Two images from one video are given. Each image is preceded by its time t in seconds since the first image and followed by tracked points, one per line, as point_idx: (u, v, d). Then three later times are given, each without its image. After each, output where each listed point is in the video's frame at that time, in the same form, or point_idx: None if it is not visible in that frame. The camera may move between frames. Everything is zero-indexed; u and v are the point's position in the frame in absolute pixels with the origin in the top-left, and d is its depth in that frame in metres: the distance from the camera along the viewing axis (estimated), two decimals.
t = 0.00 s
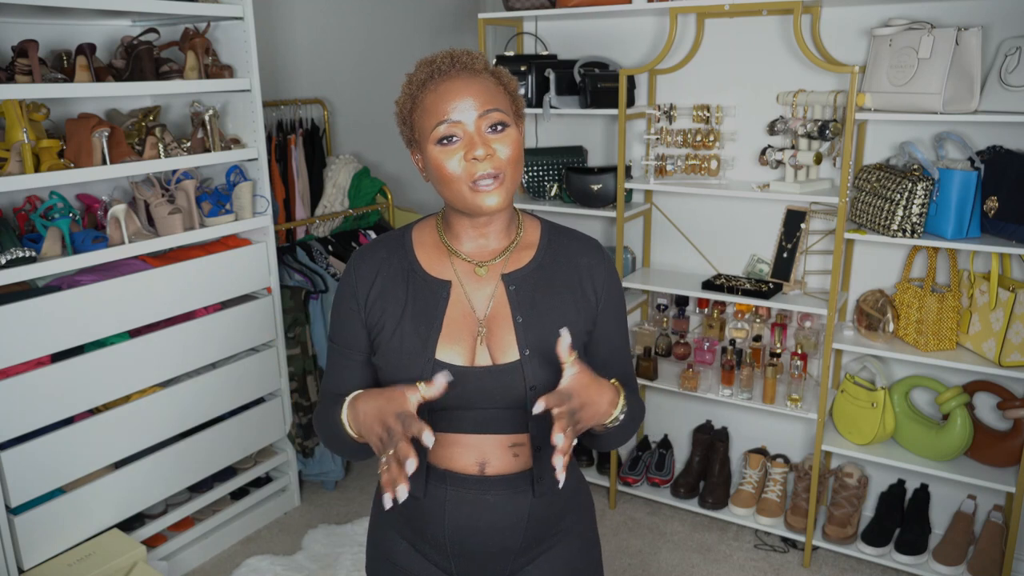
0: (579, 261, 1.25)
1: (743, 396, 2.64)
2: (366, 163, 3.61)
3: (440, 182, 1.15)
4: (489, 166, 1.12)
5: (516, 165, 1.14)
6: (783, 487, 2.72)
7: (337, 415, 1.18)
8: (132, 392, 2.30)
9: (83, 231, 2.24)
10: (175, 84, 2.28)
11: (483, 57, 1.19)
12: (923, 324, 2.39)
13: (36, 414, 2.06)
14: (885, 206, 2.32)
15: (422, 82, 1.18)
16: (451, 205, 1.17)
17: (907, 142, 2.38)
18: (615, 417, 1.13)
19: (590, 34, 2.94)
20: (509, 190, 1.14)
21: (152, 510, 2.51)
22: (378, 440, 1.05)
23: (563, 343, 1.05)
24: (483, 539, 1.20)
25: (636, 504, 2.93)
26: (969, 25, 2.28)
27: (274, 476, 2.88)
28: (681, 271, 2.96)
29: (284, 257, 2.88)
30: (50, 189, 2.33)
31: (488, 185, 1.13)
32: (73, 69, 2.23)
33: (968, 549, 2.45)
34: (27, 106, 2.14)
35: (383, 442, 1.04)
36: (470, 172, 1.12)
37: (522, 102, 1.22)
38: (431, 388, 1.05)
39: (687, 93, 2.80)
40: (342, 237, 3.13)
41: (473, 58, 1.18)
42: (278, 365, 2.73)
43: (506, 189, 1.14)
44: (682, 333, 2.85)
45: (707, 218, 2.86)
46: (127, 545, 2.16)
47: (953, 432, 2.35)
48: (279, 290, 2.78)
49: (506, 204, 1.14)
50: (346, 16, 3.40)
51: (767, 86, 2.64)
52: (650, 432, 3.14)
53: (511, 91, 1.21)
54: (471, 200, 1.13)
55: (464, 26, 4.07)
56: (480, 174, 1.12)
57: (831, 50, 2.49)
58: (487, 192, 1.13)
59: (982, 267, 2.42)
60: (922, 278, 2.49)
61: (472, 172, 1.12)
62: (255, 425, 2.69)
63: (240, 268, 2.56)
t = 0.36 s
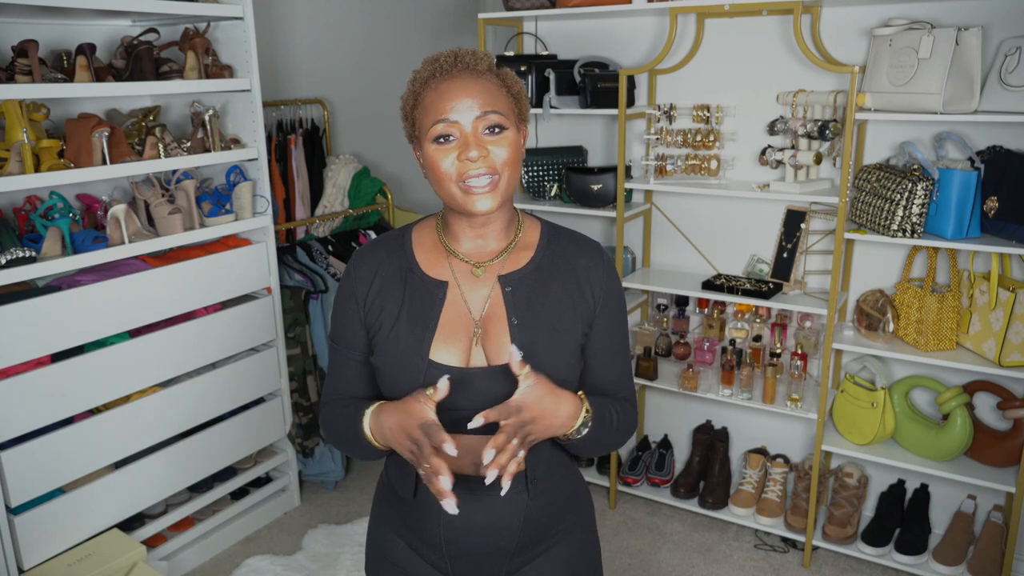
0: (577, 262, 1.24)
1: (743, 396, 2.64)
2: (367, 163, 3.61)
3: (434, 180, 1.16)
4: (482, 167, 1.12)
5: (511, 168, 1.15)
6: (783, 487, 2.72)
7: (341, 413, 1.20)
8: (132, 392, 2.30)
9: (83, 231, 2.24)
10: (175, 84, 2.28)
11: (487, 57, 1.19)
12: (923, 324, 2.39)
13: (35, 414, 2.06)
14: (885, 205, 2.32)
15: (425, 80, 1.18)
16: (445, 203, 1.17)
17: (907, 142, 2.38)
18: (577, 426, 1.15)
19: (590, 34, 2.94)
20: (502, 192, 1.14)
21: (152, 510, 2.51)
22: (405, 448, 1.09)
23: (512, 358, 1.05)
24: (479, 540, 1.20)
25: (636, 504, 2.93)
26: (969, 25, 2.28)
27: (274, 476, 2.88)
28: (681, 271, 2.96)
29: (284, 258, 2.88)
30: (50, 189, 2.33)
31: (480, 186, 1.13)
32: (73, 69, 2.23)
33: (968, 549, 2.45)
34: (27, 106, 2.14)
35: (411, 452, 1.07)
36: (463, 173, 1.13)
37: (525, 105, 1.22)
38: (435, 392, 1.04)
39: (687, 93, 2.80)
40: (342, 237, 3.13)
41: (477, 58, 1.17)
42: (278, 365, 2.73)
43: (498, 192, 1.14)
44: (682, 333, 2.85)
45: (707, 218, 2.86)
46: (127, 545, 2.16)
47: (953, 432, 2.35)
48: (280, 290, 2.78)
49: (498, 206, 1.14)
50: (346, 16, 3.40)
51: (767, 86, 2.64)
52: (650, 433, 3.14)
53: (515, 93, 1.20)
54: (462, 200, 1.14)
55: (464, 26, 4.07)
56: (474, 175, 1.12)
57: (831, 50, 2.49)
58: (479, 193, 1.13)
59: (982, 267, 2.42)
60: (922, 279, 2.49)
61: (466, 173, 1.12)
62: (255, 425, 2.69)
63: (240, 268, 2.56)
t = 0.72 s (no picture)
0: (577, 262, 1.24)
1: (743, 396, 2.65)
2: (366, 163, 3.61)
3: (435, 180, 1.15)
4: (484, 169, 1.12)
5: (512, 171, 1.15)
6: (783, 487, 2.72)
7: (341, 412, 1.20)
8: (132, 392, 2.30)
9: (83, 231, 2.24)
10: (175, 84, 2.28)
11: (492, 60, 1.19)
12: (923, 324, 2.39)
13: (35, 414, 2.06)
14: (885, 205, 2.32)
15: (429, 80, 1.18)
16: (445, 204, 1.17)
17: (907, 142, 2.38)
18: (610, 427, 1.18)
19: (589, 34, 2.95)
20: (503, 194, 1.14)
21: (151, 510, 2.51)
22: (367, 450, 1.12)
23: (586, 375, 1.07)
24: (480, 540, 1.20)
25: (636, 504, 2.93)
26: (969, 26, 2.28)
27: (274, 476, 2.88)
28: (681, 271, 2.96)
29: (284, 258, 2.88)
30: (50, 189, 2.33)
31: (481, 188, 1.13)
32: (73, 69, 2.23)
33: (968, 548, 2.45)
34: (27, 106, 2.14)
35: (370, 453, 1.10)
36: (464, 174, 1.12)
37: (528, 109, 1.22)
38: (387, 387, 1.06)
39: (687, 93, 2.80)
40: (342, 237, 3.13)
41: (481, 60, 1.18)
42: (278, 365, 2.73)
43: (499, 194, 1.14)
44: (682, 333, 2.85)
45: (707, 218, 2.86)
46: (127, 545, 2.16)
47: (953, 432, 2.35)
48: (279, 290, 2.78)
49: (498, 208, 1.14)
50: (346, 16, 3.40)
51: (768, 86, 2.64)
52: (650, 433, 3.14)
53: (518, 96, 1.20)
54: (462, 201, 1.14)
55: (464, 25, 4.06)
56: (475, 177, 1.12)
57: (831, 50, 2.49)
58: (480, 195, 1.13)
59: (982, 267, 2.42)
60: (922, 278, 2.49)
61: (467, 174, 1.12)
62: (255, 425, 2.69)
63: (240, 268, 2.56)
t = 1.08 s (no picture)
0: (577, 262, 1.25)
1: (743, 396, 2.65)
2: (367, 163, 3.61)
3: (432, 177, 1.15)
4: (480, 167, 1.12)
5: (509, 170, 1.14)
6: (783, 487, 2.72)
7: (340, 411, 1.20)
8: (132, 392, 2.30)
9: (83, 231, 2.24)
10: (175, 84, 2.28)
11: (493, 60, 1.19)
12: (923, 324, 2.39)
13: (36, 414, 2.06)
14: (885, 205, 2.32)
15: (430, 77, 1.18)
16: (443, 202, 1.17)
17: (907, 142, 2.38)
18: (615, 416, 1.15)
19: (590, 34, 2.94)
20: (500, 194, 1.14)
21: (152, 510, 2.51)
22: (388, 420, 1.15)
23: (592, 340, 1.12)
24: (479, 537, 1.20)
25: (636, 504, 2.92)
26: (969, 26, 2.28)
27: (274, 476, 2.88)
28: (681, 271, 2.96)
29: (284, 258, 2.88)
30: (50, 189, 2.33)
31: (477, 186, 1.13)
32: (73, 69, 2.23)
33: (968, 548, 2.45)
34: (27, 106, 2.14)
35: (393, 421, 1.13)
36: (461, 171, 1.12)
37: (528, 110, 1.22)
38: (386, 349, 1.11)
39: (687, 93, 2.80)
40: (342, 237, 3.13)
41: (482, 59, 1.18)
42: (278, 365, 2.73)
43: (496, 193, 1.14)
44: (682, 333, 2.85)
45: (707, 218, 2.86)
46: (127, 545, 2.16)
47: (953, 432, 2.35)
48: (279, 290, 2.78)
49: (495, 207, 1.14)
50: (346, 16, 3.40)
51: (768, 86, 2.64)
52: (650, 433, 3.14)
53: (518, 97, 1.21)
54: (459, 198, 1.13)
55: (464, 25, 4.06)
56: (472, 175, 1.12)
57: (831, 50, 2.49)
58: (476, 193, 1.13)
59: (982, 267, 2.42)
60: (922, 278, 2.49)
61: (464, 171, 1.12)
62: (255, 425, 2.69)
63: (240, 268, 2.56)
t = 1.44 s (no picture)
0: (575, 261, 1.24)
1: (743, 396, 2.65)
2: (367, 163, 3.61)
3: (431, 170, 1.15)
4: (479, 165, 1.12)
5: (507, 170, 1.14)
6: (783, 487, 2.72)
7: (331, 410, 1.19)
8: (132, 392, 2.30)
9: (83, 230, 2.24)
10: (175, 84, 2.28)
11: (503, 61, 1.19)
12: (923, 324, 2.39)
13: (36, 414, 2.06)
14: (885, 205, 2.31)
15: (439, 72, 1.18)
16: (440, 196, 1.16)
17: (907, 142, 2.38)
18: (583, 377, 1.12)
19: (589, 34, 2.95)
20: (495, 193, 1.14)
21: (151, 510, 2.51)
22: (421, 349, 1.08)
23: (576, 285, 1.17)
24: (479, 537, 1.20)
25: (637, 504, 2.92)
26: (969, 26, 2.28)
27: (274, 476, 2.88)
28: (681, 270, 2.96)
29: (284, 258, 2.88)
30: (50, 189, 2.33)
31: (473, 182, 1.13)
32: (73, 69, 2.23)
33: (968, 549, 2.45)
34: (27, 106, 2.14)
35: (427, 338, 1.08)
36: (460, 167, 1.12)
37: (534, 114, 1.22)
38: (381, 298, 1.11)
39: (687, 93, 2.80)
40: (342, 237, 3.13)
41: (493, 59, 1.18)
42: (278, 365, 2.73)
43: (492, 192, 1.13)
44: (682, 333, 2.85)
45: (707, 218, 2.86)
46: (127, 545, 2.16)
47: (953, 432, 2.35)
48: (279, 290, 2.78)
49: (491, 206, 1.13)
50: (346, 16, 3.40)
51: (768, 86, 2.64)
52: (650, 433, 3.14)
53: (526, 100, 1.20)
54: (455, 193, 1.13)
55: (464, 25, 4.07)
56: (470, 171, 1.12)
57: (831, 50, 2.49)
58: (472, 190, 1.13)
59: (982, 267, 2.42)
60: (922, 278, 2.49)
61: (462, 167, 1.12)
62: (255, 425, 2.69)
63: (240, 268, 2.56)
